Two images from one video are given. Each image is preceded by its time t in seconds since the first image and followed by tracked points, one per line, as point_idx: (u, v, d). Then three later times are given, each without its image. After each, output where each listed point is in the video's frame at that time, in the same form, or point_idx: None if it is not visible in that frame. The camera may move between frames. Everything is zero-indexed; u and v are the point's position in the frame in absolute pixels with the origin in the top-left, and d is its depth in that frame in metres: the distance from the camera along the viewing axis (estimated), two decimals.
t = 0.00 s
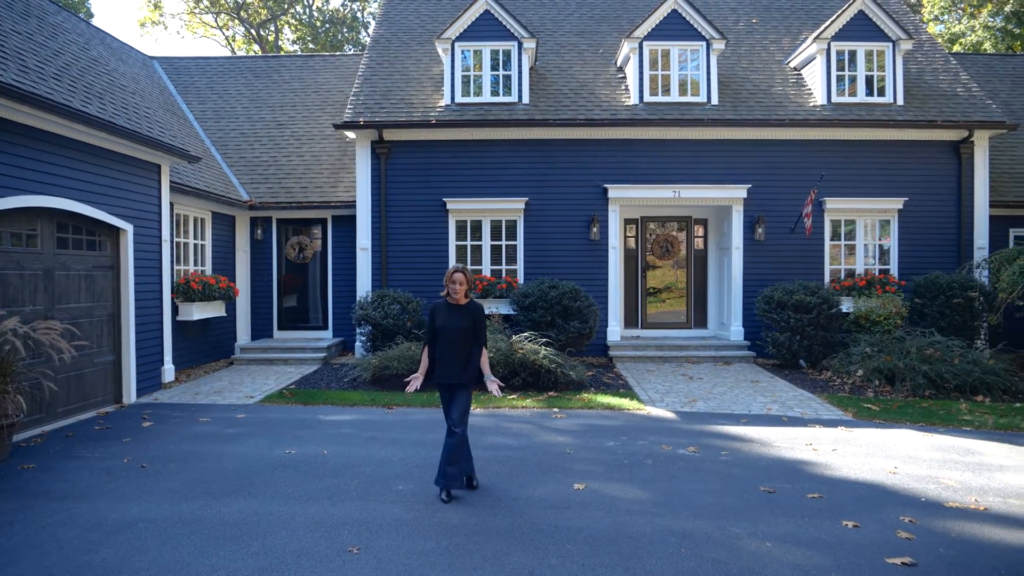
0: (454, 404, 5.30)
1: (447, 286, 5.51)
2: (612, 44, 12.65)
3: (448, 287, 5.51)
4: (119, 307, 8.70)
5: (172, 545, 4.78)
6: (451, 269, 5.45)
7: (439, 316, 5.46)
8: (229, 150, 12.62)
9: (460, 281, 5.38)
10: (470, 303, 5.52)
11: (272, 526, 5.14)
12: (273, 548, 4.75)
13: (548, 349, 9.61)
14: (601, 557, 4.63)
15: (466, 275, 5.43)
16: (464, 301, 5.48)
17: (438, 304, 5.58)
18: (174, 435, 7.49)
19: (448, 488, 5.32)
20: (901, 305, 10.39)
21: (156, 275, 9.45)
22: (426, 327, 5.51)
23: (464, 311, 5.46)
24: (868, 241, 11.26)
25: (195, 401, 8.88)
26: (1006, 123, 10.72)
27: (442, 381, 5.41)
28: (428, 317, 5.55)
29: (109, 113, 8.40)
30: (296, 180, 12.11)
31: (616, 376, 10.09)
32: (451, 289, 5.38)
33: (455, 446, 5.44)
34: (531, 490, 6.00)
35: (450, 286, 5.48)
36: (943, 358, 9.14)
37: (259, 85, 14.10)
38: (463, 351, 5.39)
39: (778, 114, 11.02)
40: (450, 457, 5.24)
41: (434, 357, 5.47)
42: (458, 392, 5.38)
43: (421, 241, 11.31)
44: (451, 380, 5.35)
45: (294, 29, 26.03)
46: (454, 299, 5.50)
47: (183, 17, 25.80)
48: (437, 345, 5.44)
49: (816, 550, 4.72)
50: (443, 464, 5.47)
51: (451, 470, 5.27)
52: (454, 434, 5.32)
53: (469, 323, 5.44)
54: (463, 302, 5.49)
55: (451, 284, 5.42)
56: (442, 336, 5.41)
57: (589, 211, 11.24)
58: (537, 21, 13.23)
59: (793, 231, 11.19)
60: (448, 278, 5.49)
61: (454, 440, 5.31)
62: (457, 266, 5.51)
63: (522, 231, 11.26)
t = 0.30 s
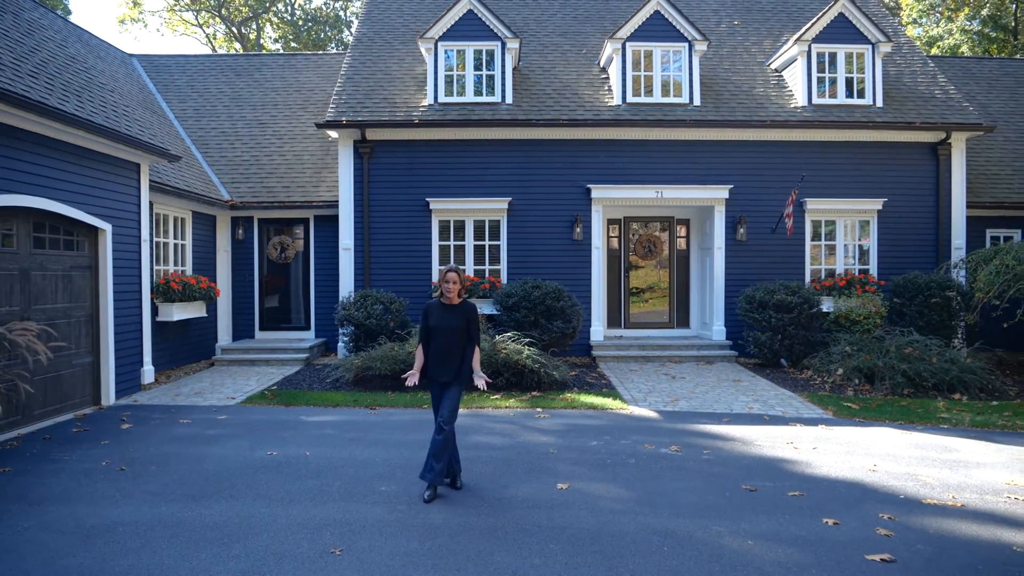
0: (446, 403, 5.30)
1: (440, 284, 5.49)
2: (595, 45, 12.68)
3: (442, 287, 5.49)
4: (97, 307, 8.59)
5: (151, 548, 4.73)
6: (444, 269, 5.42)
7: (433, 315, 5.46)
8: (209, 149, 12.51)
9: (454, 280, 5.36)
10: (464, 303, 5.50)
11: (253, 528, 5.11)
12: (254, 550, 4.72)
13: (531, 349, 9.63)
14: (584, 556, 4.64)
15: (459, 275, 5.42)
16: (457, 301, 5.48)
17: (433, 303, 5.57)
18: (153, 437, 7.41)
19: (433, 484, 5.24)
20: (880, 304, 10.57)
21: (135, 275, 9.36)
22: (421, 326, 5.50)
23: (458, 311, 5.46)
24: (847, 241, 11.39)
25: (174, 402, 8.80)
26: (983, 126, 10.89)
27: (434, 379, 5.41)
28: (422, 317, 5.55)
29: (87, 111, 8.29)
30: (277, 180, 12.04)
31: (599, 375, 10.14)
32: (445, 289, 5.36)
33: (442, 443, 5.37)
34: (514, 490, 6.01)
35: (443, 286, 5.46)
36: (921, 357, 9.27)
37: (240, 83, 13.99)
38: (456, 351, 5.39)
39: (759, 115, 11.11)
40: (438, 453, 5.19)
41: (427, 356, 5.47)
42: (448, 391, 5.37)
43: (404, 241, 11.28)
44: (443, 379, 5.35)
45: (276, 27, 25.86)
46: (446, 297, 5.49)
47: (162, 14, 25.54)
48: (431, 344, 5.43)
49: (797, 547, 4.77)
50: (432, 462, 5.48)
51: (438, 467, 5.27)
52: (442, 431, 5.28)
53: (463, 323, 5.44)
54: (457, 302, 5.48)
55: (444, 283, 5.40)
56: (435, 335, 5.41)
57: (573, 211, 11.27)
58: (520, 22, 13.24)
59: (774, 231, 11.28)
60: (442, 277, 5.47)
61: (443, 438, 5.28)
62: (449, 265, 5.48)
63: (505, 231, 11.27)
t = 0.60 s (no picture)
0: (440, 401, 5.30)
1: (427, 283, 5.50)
2: (579, 46, 12.72)
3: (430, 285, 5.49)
4: (76, 307, 8.49)
5: (131, 552, 4.68)
6: (431, 268, 5.43)
7: (422, 314, 5.45)
8: (191, 148, 12.41)
9: (442, 279, 5.37)
10: (451, 301, 5.51)
11: (236, 530, 5.07)
12: (236, 552, 4.69)
13: (516, 349, 9.65)
14: (568, 556, 4.66)
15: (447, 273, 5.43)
16: (445, 299, 5.49)
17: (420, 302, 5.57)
18: (134, 439, 7.33)
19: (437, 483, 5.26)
20: (861, 304, 10.59)
21: (116, 275, 9.26)
22: (408, 325, 5.48)
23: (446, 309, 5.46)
24: (829, 241, 11.50)
25: (155, 403, 8.72)
26: (961, 127, 11.03)
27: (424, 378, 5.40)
28: (409, 316, 5.54)
29: (66, 109, 8.19)
30: (260, 179, 11.97)
31: (583, 375, 10.18)
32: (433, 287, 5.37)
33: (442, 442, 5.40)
34: (498, 490, 6.01)
35: (431, 284, 5.46)
36: (902, 356, 9.38)
37: (223, 82, 13.89)
38: (446, 349, 5.39)
39: (742, 116, 11.19)
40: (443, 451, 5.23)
41: (416, 355, 5.46)
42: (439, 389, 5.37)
43: (388, 241, 11.25)
44: (436, 378, 5.35)
45: (259, 26, 25.70)
46: (434, 296, 5.49)
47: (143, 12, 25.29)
48: (420, 343, 5.42)
49: (779, 545, 4.81)
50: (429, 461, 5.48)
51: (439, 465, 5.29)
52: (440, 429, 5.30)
53: (452, 321, 5.44)
54: (444, 300, 5.49)
55: (432, 282, 5.41)
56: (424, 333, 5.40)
57: (557, 211, 11.29)
58: (504, 22, 13.25)
59: (757, 231, 11.37)
60: (430, 275, 5.47)
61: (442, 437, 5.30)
62: (436, 264, 5.50)
63: (489, 231, 11.27)
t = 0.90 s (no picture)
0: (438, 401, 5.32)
1: (413, 281, 5.47)
2: (565, 46, 12.74)
3: (416, 284, 5.45)
4: (57, 308, 8.40)
5: (112, 555, 4.64)
6: (417, 267, 5.43)
7: (409, 314, 5.42)
8: (174, 147, 12.30)
9: (429, 276, 5.37)
10: (438, 299, 5.50)
11: (219, 532, 5.04)
12: (219, 555, 4.66)
13: (501, 349, 9.66)
14: (553, 555, 4.67)
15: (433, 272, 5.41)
16: (431, 297, 5.47)
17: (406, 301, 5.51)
18: (116, 441, 7.27)
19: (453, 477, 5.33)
20: (844, 303, 10.68)
21: (98, 276, 9.17)
22: (395, 324, 5.43)
23: (435, 308, 5.45)
24: (812, 241, 11.60)
25: (137, 405, 8.64)
26: (942, 129, 11.16)
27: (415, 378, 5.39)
28: (396, 315, 5.48)
29: (48, 107, 8.11)
30: (244, 179, 11.90)
31: (569, 375, 10.20)
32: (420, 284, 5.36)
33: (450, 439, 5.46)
34: (484, 490, 6.01)
35: (418, 283, 5.42)
36: (884, 355, 9.47)
37: (206, 81, 13.79)
38: (435, 349, 5.40)
39: (726, 117, 11.25)
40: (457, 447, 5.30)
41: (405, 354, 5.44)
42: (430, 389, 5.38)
43: (373, 241, 11.21)
44: (427, 378, 5.36)
45: (242, 24, 25.53)
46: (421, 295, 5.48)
47: (125, 10, 25.06)
48: (409, 343, 5.40)
49: (762, 543, 4.85)
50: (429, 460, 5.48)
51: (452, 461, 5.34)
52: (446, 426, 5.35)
53: (441, 320, 5.43)
54: (431, 299, 5.48)
55: (418, 280, 5.40)
56: (414, 333, 5.38)
57: (542, 211, 11.31)
58: (489, 22, 13.24)
59: (740, 231, 11.44)
60: (416, 274, 5.44)
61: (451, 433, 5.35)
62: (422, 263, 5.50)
63: (474, 231, 11.27)
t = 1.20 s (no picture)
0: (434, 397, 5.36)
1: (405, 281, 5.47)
2: (551, 46, 12.76)
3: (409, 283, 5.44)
4: (39, 308, 8.32)
5: (94, 557, 4.60)
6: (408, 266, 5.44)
7: (405, 313, 5.38)
8: (158, 146, 12.21)
9: (420, 275, 5.37)
10: (430, 299, 5.52)
11: (203, 534, 5.02)
12: (204, 557, 4.63)
13: (488, 349, 9.67)
14: (539, 555, 4.68)
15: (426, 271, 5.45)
16: (423, 296, 5.48)
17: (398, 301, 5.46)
18: (99, 443, 7.21)
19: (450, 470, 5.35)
20: (828, 303, 10.77)
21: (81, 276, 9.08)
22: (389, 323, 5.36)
23: (428, 308, 5.49)
24: (796, 242, 11.70)
25: (120, 406, 8.57)
26: (925, 130, 11.27)
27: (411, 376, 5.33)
28: (387, 314, 5.41)
29: (29, 106, 8.02)
30: (229, 178, 11.83)
31: (555, 374, 10.22)
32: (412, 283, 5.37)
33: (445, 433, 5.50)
34: (471, 490, 6.01)
35: (412, 283, 5.42)
36: (867, 354, 9.55)
37: (190, 79, 13.69)
38: (430, 347, 5.43)
39: (712, 118, 11.31)
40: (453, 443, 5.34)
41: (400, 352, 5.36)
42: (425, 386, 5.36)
43: (359, 241, 11.18)
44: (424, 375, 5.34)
45: (227, 22, 25.39)
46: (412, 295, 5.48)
47: (108, 7, 24.84)
48: (405, 341, 5.35)
49: (747, 541, 4.88)
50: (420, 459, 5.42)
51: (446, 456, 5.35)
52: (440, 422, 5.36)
53: (434, 319, 5.48)
54: (423, 298, 5.49)
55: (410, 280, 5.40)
56: (411, 331, 5.36)
57: (529, 211, 11.32)
58: (475, 21, 13.24)
59: (725, 231, 11.51)
60: (408, 274, 5.43)
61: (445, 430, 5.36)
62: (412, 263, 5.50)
63: (460, 231, 11.27)
